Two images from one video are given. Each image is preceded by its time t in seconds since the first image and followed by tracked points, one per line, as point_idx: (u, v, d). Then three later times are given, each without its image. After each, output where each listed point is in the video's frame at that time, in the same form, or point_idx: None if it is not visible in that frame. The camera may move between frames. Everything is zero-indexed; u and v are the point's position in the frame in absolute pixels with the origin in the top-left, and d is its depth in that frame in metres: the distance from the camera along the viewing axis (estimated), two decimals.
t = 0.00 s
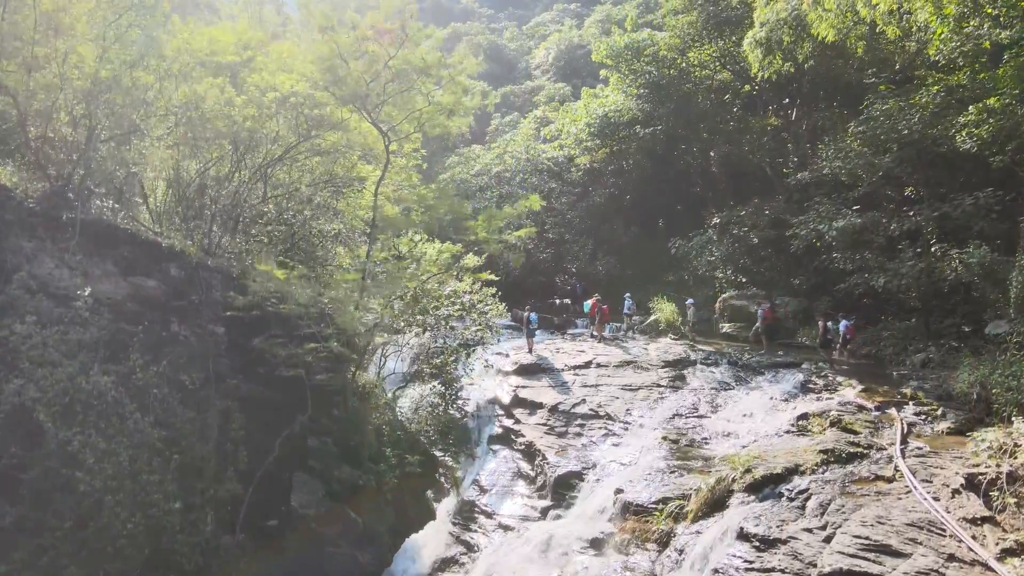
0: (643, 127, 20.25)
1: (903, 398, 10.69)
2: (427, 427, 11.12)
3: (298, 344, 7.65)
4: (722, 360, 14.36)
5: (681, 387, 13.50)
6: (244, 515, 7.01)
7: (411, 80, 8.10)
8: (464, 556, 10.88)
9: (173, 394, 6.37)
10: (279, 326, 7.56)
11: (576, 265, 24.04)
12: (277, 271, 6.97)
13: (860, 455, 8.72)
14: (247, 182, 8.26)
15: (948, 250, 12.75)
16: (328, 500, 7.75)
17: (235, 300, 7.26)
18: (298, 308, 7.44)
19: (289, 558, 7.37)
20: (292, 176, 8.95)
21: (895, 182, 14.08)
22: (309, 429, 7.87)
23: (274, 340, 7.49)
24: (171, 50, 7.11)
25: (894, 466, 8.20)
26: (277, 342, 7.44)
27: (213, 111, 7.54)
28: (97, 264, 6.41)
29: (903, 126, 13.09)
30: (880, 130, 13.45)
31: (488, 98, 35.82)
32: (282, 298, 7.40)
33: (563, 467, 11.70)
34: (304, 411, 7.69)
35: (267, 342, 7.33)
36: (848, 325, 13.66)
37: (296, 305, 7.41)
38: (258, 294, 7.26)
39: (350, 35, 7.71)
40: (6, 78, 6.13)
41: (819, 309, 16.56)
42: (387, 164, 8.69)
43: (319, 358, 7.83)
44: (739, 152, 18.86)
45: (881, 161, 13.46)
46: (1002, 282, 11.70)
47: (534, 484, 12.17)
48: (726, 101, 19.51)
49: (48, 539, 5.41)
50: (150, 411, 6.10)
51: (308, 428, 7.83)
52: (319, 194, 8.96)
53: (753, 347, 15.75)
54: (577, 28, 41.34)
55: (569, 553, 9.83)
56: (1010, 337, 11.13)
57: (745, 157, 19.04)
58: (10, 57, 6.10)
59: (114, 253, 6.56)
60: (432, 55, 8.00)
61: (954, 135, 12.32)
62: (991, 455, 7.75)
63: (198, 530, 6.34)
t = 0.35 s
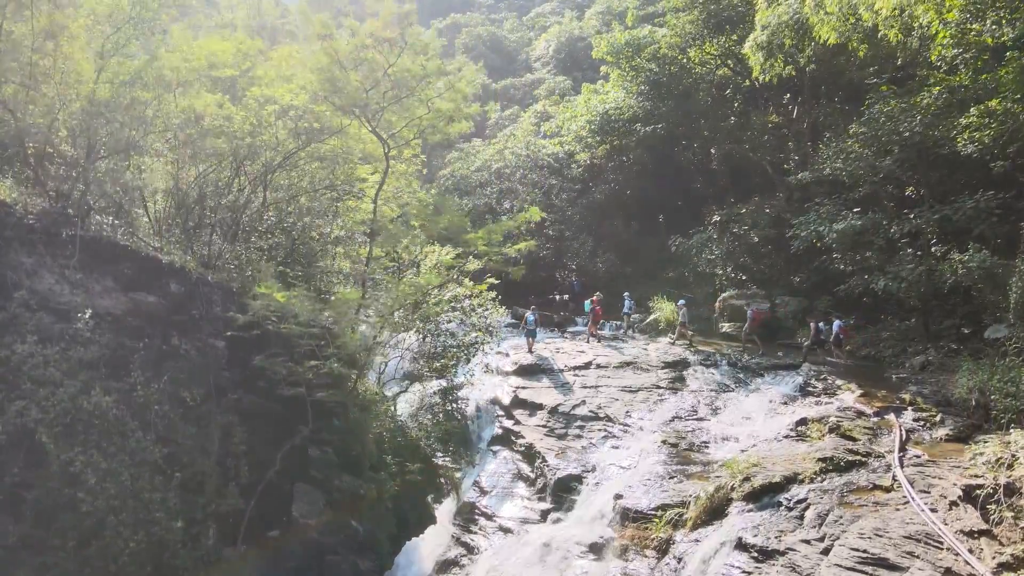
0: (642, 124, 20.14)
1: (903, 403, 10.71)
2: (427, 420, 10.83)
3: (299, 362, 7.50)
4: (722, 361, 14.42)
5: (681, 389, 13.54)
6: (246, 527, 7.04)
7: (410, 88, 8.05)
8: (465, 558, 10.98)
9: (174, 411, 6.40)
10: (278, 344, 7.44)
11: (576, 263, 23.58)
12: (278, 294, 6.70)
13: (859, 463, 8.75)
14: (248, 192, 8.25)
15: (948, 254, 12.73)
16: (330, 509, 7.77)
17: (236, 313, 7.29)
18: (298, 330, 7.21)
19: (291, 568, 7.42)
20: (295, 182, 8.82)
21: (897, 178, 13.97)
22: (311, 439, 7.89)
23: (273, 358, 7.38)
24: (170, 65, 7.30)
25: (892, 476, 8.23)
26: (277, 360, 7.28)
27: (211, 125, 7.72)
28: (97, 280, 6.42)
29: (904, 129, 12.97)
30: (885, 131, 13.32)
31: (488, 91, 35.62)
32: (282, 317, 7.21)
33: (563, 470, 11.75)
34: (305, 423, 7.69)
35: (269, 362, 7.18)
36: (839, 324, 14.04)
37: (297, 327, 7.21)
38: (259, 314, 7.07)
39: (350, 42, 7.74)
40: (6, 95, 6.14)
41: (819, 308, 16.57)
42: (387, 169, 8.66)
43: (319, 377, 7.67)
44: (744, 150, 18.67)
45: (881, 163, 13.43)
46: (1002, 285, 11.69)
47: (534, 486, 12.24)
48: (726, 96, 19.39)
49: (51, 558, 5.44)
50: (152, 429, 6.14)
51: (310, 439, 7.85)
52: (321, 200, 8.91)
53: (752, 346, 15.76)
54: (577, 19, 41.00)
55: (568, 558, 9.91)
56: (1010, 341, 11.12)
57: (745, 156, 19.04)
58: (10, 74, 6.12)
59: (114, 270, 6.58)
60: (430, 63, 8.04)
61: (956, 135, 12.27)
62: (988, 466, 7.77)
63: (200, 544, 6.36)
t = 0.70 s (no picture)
0: (643, 119, 19.95)
1: (900, 407, 10.78)
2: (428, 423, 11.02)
3: (301, 380, 7.61)
4: (721, 360, 14.49)
5: (680, 388, 13.61)
6: (249, 538, 7.05)
7: (410, 94, 8.61)
8: (466, 557, 11.02)
9: (177, 426, 6.44)
10: (281, 360, 7.52)
11: (576, 258, 23.60)
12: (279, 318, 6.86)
13: (857, 470, 8.80)
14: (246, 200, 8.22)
15: (949, 256, 12.71)
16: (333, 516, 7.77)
17: (237, 327, 7.33)
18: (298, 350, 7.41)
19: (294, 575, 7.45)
20: (298, 188, 8.92)
21: (897, 184, 13.99)
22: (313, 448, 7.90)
23: (274, 377, 7.44)
24: (172, 79, 7.33)
25: (889, 483, 8.30)
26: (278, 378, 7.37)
27: (213, 139, 7.77)
28: (99, 296, 6.46)
29: (904, 130, 12.95)
30: (886, 131, 13.29)
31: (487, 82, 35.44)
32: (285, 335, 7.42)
33: (562, 471, 11.82)
34: (308, 432, 7.67)
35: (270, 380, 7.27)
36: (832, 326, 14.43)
37: (298, 346, 7.37)
38: (260, 331, 7.15)
39: (349, 48, 8.19)
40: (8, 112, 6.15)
41: (819, 305, 16.59)
42: (387, 172, 9.11)
43: (320, 392, 7.69)
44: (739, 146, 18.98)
45: (881, 164, 13.42)
46: (1002, 286, 11.70)
47: (534, 486, 12.31)
48: (726, 91, 19.26)
49: None
50: (155, 444, 6.19)
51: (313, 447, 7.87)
52: (322, 204, 9.05)
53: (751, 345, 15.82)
54: (577, 8, 40.60)
55: (568, 559, 10.02)
56: (1009, 345, 11.09)
57: (743, 150, 19.29)
58: (11, 91, 6.14)
59: (116, 285, 6.61)
60: (429, 71, 8.59)
61: (955, 135, 12.27)
62: (984, 475, 7.82)
63: (204, 558, 6.38)
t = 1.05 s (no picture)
0: (643, 115, 19.88)
1: (898, 409, 10.86)
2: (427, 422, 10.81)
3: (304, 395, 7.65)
4: (720, 359, 14.56)
5: (678, 387, 13.69)
6: (251, 545, 7.06)
7: (410, 99, 8.74)
8: (467, 554, 10.99)
9: (180, 438, 6.48)
10: (286, 374, 7.64)
11: (576, 252, 23.47)
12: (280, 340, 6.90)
13: (853, 475, 8.88)
14: (246, 207, 8.20)
15: (948, 257, 12.74)
16: (335, 521, 7.77)
17: (240, 341, 7.38)
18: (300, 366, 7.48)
19: None
20: (300, 190, 9.10)
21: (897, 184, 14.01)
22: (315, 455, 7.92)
23: (278, 392, 7.50)
24: (174, 91, 7.39)
25: (885, 489, 8.37)
26: (281, 394, 7.42)
27: (212, 157, 7.77)
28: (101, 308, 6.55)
29: (905, 129, 12.93)
30: (886, 130, 13.30)
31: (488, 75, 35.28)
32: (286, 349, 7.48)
33: (562, 470, 11.86)
34: (309, 440, 7.71)
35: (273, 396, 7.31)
36: (818, 325, 14.67)
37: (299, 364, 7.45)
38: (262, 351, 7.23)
39: (349, 54, 8.36)
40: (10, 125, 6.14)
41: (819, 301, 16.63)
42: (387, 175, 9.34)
43: (321, 401, 7.73)
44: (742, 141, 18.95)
45: (881, 163, 13.41)
46: (1001, 288, 11.72)
47: (534, 485, 12.36)
48: (727, 86, 19.19)
49: None
50: (158, 458, 6.23)
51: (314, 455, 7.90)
52: (324, 208, 9.16)
53: (751, 343, 15.90)
54: None
55: (567, 559, 10.10)
56: (1006, 348, 11.15)
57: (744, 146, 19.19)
58: (12, 105, 6.11)
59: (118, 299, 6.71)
60: (429, 77, 8.68)
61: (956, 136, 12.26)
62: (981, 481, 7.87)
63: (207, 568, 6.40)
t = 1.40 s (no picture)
0: (643, 110, 19.81)
1: (894, 411, 10.96)
2: (429, 414, 11.00)
3: (305, 411, 7.59)
4: (719, 357, 14.66)
5: (677, 386, 13.79)
6: (256, 552, 7.12)
7: (410, 107, 8.89)
8: (467, 552, 11.17)
9: (184, 451, 6.55)
10: (288, 391, 7.63)
11: (576, 245, 23.17)
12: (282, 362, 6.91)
13: (849, 480, 8.99)
14: (247, 215, 8.15)
15: (947, 257, 12.78)
16: (338, 526, 7.82)
17: (242, 355, 7.50)
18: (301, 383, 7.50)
19: None
20: (300, 192, 8.93)
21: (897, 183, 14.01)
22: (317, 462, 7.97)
23: (280, 407, 7.52)
24: (173, 107, 7.50)
25: (881, 494, 8.47)
26: (283, 409, 7.42)
27: (213, 173, 7.65)
28: (103, 324, 6.68)
29: (905, 129, 12.92)
30: (885, 130, 13.34)
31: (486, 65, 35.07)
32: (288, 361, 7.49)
33: (562, 469, 11.96)
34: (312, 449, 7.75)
35: (275, 412, 7.34)
36: (806, 316, 14.72)
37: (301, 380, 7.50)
38: (265, 369, 7.29)
39: (349, 61, 8.63)
40: (9, 141, 6.12)
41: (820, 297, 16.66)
42: (386, 179, 9.40)
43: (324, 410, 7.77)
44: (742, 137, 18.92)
45: (882, 164, 13.41)
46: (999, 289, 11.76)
47: (533, 484, 12.46)
48: (727, 81, 19.11)
49: None
50: (162, 471, 6.31)
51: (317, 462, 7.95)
52: (326, 213, 9.13)
53: (750, 340, 16.00)
54: None
55: (567, 559, 10.24)
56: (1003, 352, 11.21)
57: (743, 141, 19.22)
58: (16, 126, 6.13)
59: (121, 313, 6.85)
60: (429, 84, 8.84)
61: (956, 136, 12.24)
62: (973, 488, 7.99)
63: None
